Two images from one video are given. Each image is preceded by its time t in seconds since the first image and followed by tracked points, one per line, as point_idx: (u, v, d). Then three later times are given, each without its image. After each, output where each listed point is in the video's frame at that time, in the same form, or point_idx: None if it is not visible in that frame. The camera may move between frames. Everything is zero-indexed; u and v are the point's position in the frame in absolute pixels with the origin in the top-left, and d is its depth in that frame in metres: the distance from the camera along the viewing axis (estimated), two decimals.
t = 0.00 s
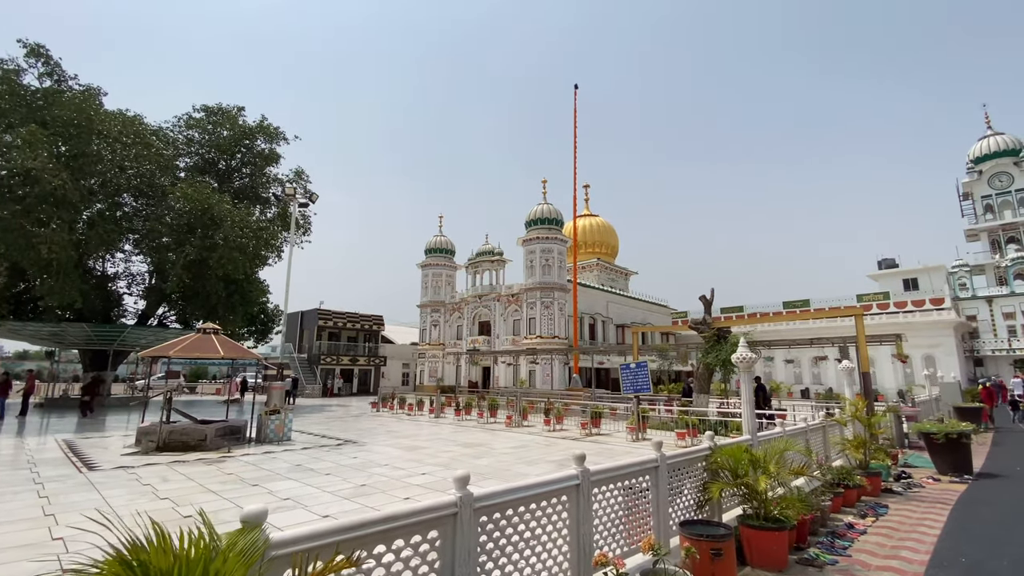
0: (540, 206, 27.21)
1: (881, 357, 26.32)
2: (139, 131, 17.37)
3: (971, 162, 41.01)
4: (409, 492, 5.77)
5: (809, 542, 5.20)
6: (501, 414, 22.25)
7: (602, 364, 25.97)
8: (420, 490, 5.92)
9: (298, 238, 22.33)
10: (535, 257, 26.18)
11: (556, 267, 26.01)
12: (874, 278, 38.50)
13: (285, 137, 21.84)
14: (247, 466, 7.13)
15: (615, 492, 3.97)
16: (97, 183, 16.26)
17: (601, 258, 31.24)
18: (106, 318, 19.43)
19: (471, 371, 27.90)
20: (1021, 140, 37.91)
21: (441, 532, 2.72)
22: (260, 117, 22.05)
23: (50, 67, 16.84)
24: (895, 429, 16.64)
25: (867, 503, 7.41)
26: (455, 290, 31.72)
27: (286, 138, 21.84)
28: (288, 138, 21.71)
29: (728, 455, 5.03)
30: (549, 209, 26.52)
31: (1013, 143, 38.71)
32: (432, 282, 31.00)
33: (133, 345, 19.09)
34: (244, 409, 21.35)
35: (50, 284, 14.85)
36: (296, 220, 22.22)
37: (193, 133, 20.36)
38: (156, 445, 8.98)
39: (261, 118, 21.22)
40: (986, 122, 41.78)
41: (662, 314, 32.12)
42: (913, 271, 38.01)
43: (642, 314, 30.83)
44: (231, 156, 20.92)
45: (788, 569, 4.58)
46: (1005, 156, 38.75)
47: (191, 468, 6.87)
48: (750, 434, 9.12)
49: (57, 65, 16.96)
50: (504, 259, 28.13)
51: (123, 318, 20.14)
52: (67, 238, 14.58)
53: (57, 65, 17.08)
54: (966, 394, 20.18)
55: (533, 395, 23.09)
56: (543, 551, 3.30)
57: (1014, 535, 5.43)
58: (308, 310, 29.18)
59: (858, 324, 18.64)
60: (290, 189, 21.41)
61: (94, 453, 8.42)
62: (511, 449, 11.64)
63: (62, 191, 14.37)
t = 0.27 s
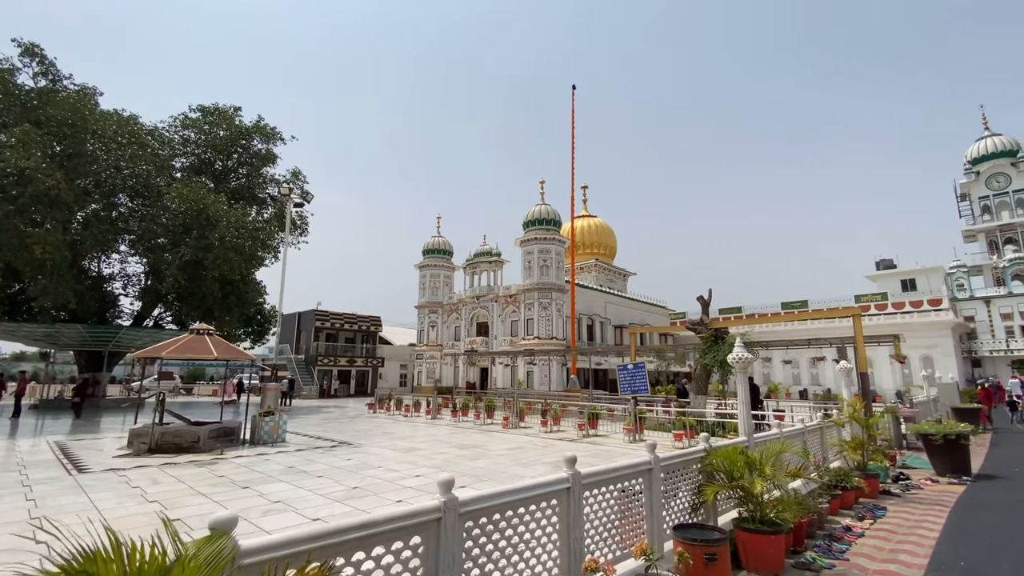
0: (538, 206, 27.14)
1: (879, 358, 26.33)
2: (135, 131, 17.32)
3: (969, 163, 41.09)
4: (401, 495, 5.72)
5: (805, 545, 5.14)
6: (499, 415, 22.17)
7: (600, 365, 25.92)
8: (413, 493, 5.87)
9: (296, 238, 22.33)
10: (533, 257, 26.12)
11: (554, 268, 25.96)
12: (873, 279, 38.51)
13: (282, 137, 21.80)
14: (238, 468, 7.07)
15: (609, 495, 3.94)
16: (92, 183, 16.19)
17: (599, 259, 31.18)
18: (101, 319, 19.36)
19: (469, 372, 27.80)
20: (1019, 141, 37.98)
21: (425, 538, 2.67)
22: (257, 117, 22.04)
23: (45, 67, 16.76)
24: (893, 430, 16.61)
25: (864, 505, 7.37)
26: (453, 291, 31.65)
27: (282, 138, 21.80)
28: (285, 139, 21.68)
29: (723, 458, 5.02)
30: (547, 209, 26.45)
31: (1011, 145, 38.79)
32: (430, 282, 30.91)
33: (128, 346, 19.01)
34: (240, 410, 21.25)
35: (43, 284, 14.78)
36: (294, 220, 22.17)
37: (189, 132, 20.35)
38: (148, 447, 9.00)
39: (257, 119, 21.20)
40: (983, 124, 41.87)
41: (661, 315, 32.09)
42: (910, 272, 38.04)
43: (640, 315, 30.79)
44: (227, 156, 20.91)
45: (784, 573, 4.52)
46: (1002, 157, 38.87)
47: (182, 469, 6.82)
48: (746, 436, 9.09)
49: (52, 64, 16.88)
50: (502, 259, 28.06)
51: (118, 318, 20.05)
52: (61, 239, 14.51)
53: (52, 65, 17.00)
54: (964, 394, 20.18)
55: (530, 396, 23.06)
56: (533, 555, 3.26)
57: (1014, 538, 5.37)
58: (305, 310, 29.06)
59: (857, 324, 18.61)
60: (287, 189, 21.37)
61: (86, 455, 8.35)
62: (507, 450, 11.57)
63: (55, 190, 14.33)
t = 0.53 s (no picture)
0: (535, 207, 27.09)
1: (876, 359, 26.35)
2: (128, 131, 17.24)
3: (965, 165, 41.22)
4: (392, 499, 5.69)
5: (801, 551, 5.09)
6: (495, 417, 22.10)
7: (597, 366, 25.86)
8: (404, 497, 5.84)
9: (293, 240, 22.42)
10: (530, 259, 26.06)
11: (551, 269, 25.91)
12: (869, 280, 38.57)
13: (277, 138, 21.74)
14: (229, 472, 7.03)
15: (602, 499, 3.99)
16: (85, 184, 16.10)
17: (597, 260, 31.12)
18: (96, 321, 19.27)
19: (466, 374, 27.71)
20: (1013, 143, 38.13)
21: (405, 546, 2.68)
22: (253, 118, 22.07)
23: (37, 66, 16.64)
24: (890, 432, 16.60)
25: (861, 509, 7.33)
26: (450, 292, 31.57)
27: (278, 139, 21.75)
28: (280, 139, 21.63)
29: (717, 462, 4.95)
30: (544, 210, 26.40)
31: (1006, 146, 38.93)
32: (427, 284, 30.83)
33: (122, 347, 18.88)
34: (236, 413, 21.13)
35: (35, 285, 14.68)
36: (290, 222, 22.16)
37: (184, 133, 20.63)
38: (138, 450, 9.13)
39: (252, 119, 21.18)
40: (978, 125, 42.06)
41: (658, 316, 32.09)
42: (907, 273, 38.12)
43: (637, 317, 30.78)
44: (222, 156, 21.21)
45: None
46: (998, 159, 39.00)
47: (172, 473, 6.77)
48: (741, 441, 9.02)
49: (44, 64, 16.77)
50: (499, 261, 27.99)
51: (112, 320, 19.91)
52: (53, 240, 14.41)
53: (44, 64, 16.88)
54: (961, 395, 20.20)
55: (527, 398, 23.07)
56: (519, 562, 3.29)
57: (1011, 541, 5.33)
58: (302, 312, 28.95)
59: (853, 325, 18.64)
60: (283, 190, 21.33)
61: (75, 458, 8.30)
62: (503, 454, 11.51)
63: (46, 191, 14.27)
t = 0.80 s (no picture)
0: (532, 208, 27.06)
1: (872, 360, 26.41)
2: (121, 130, 17.14)
3: (959, 167, 41.40)
4: (382, 502, 5.66)
5: (797, 555, 5.05)
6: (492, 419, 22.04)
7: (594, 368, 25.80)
8: (394, 501, 5.80)
9: (288, 240, 22.32)
10: (527, 259, 25.98)
11: (548, 270, 25.86)
12: (866, 281, 38.62)
13: (273, 138, 21.63)
14: (219, 476, 6.99)
15: (595, 504, 4.09)
16: (77, 184, 15.99)
17: (594, 261, 31.09)
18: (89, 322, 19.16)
19: (463, 375, 27.60)
20: (1008, 145, 38.25)
21: (387, 554, 2.66)
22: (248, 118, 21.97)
23: (30, 65, 16.52)
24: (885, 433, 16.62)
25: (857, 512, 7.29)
26: (447, 293, 31.50)
27: (273, 139, 21.63)
28: (275, 139, 21.52)
29: (711, 466, 4.99)
30: (541, 211, 26.36)
31: (1001, 148, 39.04)
32: (424, 285, 30.74)
33: (116, 349, 18.73)
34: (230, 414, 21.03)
35: (27, 286, 14.56)
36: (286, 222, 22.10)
37: (178, 133, 20.48)
38: (127, 453, 9.16)
39: (247, 119, 21.10)
40: (974, 127, 42.24)
41: (655, 317, 32.08)
42: (902, 275, 38.20)
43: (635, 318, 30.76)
44: (217, 156, 21.11)
45: None
46: (993, 160, 39.10)
47: (161, 477, 6.72)
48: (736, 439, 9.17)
49: (37, 63, 16.66)
50: (496, 262, 27.93)
51: (106, 321, 19.79)
52: (45, 240, 14.30)
53: (37, 63, 16.76)
54: (958, 396, 20.21)
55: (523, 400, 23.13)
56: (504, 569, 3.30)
57: (1008, 544, 5.28)
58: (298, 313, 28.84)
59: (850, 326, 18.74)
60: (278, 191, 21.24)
61: (65, 461, 8.25)
62: (498, 456, 11.47)
63: (37, 190, 14.19)
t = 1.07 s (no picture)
0: (528, 209, 27.00)
1: (868, 361, 26.47)
2: (114, 129, 17.07)
3: (955, 168, 41.49)
4: (372, 506, 5.62)
5: (793, 559, 5.00)
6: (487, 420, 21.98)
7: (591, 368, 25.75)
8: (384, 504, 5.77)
9: (283, 241, 22.21)
10: (523, 260, 25.92)
11: (544, 270, 25.80)
12: (862, 282, 38.70)
13: (268, 137, 21.46)
14: (210, 479, 6.95)
15: (589, 507, 4.12)
16: (70, 183, 15.92)
17: (590, 262, 31.06)
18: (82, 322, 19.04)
19: (459, 376, 27.49)
20: (1004, 146, 38.37)
21: (368, 561, 2.64)
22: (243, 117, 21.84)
23: (22, 63, 16.39)
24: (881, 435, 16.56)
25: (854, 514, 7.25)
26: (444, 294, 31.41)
27: (268, 138, 21.47)
28: (270, 139, 21.37)
29: (705, 468, 4.93)
30: (537, 211, 26.31)
31: (996, 149, 39.13)
32: (420, 285, 30.65)
33: (109, 349, 18.57)
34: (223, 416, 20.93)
35: (19, 287, 14.45)
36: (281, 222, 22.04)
37: (172, 132, 20.35)
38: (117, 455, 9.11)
39: (242, 118, 20.98)
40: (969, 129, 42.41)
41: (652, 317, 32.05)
42: (898, 276, 38.30)
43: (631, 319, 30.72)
44: (212, 156, 20.99)
45: None
46: (988, 162, 39.16)
47: (150, 479, 6.67)
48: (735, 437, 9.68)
49: (30, 62, 16.53)
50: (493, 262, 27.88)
51: (99, 321, 19.65)
52: (36, 239, 14.20)
53: (29, 61, 16.63)
54: (954, 397, 20.22)
55: (519, 401, 23.18)
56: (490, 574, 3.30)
57: (1009, 548, 5.22)
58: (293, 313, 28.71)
59: (846, 327, 18.80)
60: (273, 191, 21.12)
61: (53, 463, 8.19)
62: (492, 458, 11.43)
63: (29, 190, 14.08)
